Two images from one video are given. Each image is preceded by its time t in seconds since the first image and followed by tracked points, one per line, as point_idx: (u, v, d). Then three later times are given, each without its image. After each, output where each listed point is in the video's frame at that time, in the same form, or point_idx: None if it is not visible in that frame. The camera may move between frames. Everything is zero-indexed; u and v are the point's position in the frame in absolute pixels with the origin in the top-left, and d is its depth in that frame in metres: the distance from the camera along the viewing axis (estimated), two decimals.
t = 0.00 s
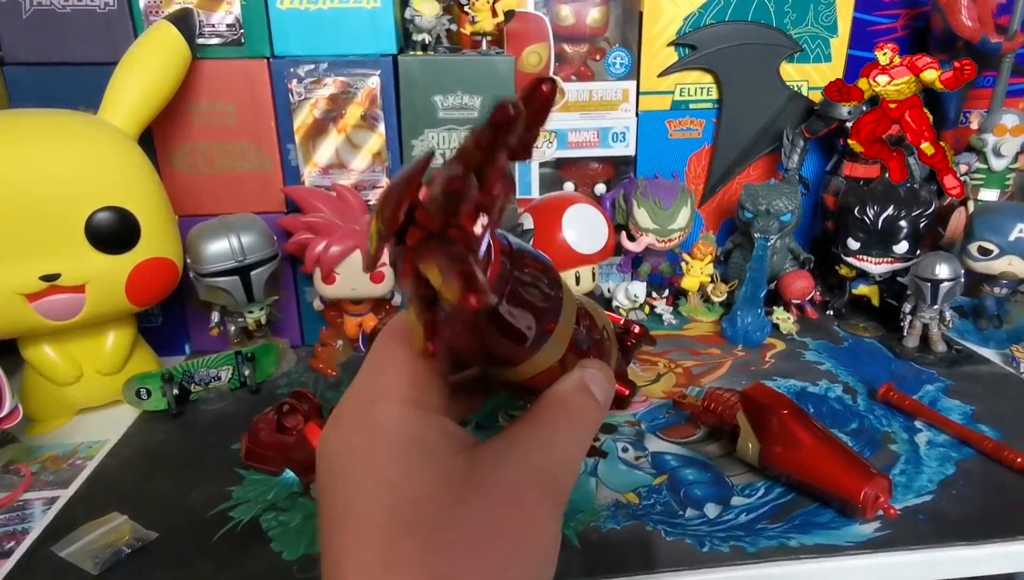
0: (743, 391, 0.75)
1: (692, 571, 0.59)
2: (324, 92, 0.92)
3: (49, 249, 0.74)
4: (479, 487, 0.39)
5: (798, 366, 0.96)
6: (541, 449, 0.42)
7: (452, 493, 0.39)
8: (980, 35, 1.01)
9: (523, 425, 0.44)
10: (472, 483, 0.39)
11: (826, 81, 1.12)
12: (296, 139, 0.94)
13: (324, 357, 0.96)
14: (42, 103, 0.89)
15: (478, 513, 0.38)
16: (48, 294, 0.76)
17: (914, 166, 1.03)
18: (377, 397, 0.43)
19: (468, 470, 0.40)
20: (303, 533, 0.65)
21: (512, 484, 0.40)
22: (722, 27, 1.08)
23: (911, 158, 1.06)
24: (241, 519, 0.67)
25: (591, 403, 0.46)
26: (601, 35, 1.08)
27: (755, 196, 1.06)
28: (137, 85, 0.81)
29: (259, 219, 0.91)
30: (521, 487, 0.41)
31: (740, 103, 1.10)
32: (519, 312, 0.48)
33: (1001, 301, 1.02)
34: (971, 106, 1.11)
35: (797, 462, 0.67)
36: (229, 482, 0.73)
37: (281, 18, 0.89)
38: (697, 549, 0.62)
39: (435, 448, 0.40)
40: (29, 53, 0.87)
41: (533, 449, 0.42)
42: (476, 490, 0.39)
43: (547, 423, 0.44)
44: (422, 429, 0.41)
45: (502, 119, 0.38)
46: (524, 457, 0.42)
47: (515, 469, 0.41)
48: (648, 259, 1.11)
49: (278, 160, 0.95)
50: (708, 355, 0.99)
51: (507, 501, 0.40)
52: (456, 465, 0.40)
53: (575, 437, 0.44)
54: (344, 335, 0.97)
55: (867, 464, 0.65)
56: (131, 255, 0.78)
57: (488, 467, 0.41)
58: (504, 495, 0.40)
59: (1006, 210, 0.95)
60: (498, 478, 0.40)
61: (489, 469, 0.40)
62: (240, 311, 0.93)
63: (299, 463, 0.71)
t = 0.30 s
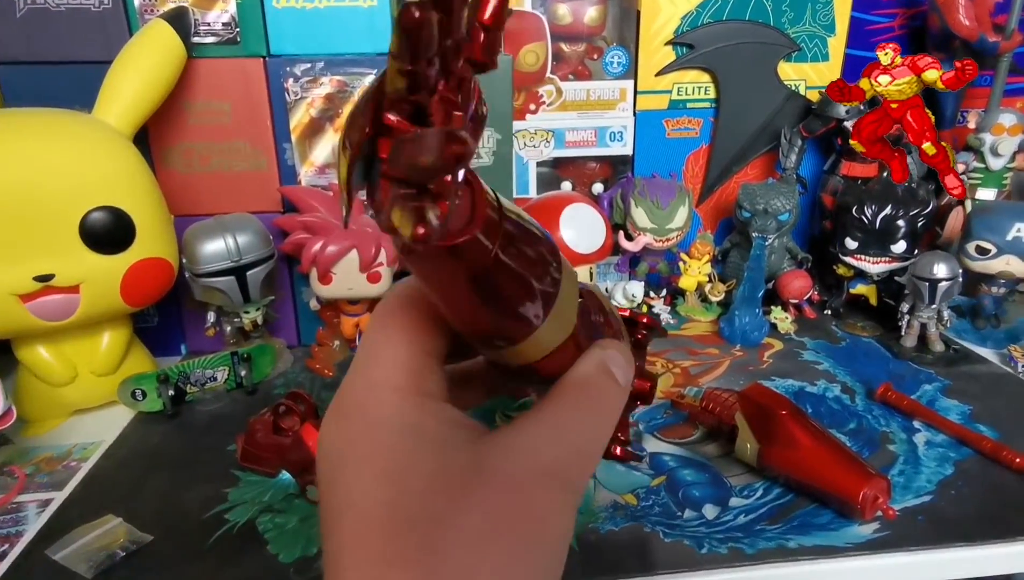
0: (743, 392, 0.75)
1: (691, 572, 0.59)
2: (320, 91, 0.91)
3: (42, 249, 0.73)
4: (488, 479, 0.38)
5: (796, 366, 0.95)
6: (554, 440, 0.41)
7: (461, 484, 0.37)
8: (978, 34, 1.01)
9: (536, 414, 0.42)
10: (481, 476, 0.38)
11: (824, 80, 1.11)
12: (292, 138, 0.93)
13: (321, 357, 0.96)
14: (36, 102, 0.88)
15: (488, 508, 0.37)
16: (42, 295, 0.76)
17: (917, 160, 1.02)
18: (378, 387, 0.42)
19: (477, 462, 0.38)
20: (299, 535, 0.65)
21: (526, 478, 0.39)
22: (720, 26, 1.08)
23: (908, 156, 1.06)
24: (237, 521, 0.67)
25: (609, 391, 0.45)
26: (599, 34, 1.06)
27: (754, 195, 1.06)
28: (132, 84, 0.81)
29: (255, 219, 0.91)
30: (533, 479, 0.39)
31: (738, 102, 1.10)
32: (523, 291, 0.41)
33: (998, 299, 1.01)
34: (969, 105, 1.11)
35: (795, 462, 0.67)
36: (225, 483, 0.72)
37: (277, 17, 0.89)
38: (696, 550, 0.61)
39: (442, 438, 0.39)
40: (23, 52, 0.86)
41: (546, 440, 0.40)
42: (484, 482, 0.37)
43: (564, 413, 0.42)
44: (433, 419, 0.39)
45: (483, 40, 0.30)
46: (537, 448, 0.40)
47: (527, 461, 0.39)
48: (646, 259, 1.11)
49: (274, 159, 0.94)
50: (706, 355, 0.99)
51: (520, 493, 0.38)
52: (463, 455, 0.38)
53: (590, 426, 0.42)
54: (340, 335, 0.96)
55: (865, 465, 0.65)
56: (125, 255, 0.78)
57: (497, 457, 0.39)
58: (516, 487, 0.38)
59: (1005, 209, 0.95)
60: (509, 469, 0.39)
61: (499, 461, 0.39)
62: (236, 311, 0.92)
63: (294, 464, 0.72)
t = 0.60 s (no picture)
0: (739, 382, 0.76)
1: (687, 560, 0.60)
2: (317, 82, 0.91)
3: (41, 240, 0.73)
4: (538, 496, 0.37)
5: (792, 356, 0.96)
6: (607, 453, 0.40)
7: (514, 508, 0.37)
8: (974, 26, 1.01)
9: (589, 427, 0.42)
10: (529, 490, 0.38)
11: (821, 72, 1.12)
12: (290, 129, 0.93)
13: (319, 348, 0.96)
14: (32, 93, 0.88)
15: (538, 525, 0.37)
16: (40, 286, 0.76)
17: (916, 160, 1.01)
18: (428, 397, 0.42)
19: (527, 477, 0.38)
20: (298, 525, 0.65)
21: (578, 494, 0.38)
22: (717, 18, 1.07)
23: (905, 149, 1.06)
24: (236, 511, 0.67)
25: (670, 406, 0.45)
26: (596, 25, 1.06)
27: (751, 187, 1.06)
28: (129, 75, 0.81)
29: (252, 210, 0.91)
30: (586, 496, 0.38)
31: (735, 94, 1.10)
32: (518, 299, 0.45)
33: (992, 291, 1.02)
34: (964, 98, 1.10)
35: (796, 450, 0.68)
36: (225, 473, 0.73)
37: (274, 8, 0.88)
38: (691, 539, 0.62)
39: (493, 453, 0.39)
40: (18, 43, 0.86)
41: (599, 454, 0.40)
42: (531, 497, 0.37)
43: (620, 427, 0.42)
44: (484, 436, 0.39)
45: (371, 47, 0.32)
46: (589, 462, 0.40)
47: (583, 478, 0.39)
48: (643, 250, 1.12)
49: (272, 151, 0.94)
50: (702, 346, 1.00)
51: (570, 510, 0.38)
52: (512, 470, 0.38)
53: (647, 442, 0.42)
54: (338, 326, 0.97)
55: (859, 454, 0.66)
56: (123, 246, 0.78)
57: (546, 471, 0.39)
58: (569, 505, 0.38)
59: (1000, 201, 0.96)
60: (559, 484, 0.38)
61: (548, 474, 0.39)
62: (234, 303, 0.92)
63: (293, 453, 0.71)
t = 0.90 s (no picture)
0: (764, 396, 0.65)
1: None
2: (297, 60, 0.83)
3: None
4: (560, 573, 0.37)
5: (814, 361, 0.88)
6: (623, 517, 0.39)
7: None
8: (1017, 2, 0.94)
9: (602, 487, 0.40)
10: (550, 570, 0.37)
11: (845, 51, 1.03)
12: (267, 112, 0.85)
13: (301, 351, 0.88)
14: None
15: None
16: None
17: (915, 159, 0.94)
18: (430, 481, 0.40)
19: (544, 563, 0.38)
20: (271, 563, 0.58)
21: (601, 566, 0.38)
22: None
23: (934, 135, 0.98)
24: (201, 545, 0.60)
25: (690, 452, 0.40)
26: None
27: (768, 175, 0.98)
28: (82, 51, 0.72)
29: (225, 201, 0.83)
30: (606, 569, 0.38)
31: (752, 75, 1.02)
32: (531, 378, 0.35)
33: None
34: (999, 78, 1.01)
35: (828, 476, 0.60)
36: (191, 499, 0.65)
37: None
38: None
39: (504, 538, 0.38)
40: None
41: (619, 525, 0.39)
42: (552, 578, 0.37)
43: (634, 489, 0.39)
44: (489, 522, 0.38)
45: (318, 121, 0.21)
46: (607, 531, 0.38)
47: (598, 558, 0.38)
48: (652, 243, 1.04)
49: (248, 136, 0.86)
50: (717, 349, 0.92)
51: None
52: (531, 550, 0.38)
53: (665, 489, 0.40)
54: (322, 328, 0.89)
55: (904, 482, 0.59)
56: (77, 244, 0.70)
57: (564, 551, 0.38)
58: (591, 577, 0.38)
59: None
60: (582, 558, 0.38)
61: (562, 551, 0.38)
62: (207, 304, 0.84)
63: (266, 475, 0.63)
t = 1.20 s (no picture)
0: (778, 395, 0.64)
1: None
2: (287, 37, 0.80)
3: None
4: (567, 540, 0.36)
5: (827, 353, 0.85)
6: (626, 479, 0.37)
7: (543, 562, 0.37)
8: None
9: (606, 435, 0.38)
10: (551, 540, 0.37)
11: (860, 29, 0.97)
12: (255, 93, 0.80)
13: (294, 342, 0.84)
14: None
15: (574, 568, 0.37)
16: None
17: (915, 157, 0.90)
18: (424, 451, 0.38)
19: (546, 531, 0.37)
20: (259, 570, 0.56)
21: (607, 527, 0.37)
22: None
23: (952, 117, 0.93)
24: (186, 551, 0.57)
25: (692, 394, 0.38)
26: None
27: (779, 158, 0.93)
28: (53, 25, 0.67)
29: (212, 185, 0.79)
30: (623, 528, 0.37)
31: (762, 54, 0.97)
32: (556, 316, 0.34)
33: None
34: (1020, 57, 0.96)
35: (848, 479, 0.58)
36: (176, 502, 0.63)
37: None
38: None
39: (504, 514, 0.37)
40: None
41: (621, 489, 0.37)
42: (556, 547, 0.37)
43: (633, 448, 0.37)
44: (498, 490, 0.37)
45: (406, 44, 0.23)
46: (609, 498, 0.37)
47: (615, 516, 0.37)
48: (657, 229, 0.99)
49: (236, 118, 0.81)
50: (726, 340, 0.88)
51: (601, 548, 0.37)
52: (531, 526, 0.37)
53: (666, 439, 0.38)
54: (316, 318, 0.84)
55: (929, 487, 0.56)
56: (53, 231, 0.66)
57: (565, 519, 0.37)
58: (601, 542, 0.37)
59: None
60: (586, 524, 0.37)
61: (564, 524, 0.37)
62: (194, 293, 0.81)
63: (255, 477, 0.61)
